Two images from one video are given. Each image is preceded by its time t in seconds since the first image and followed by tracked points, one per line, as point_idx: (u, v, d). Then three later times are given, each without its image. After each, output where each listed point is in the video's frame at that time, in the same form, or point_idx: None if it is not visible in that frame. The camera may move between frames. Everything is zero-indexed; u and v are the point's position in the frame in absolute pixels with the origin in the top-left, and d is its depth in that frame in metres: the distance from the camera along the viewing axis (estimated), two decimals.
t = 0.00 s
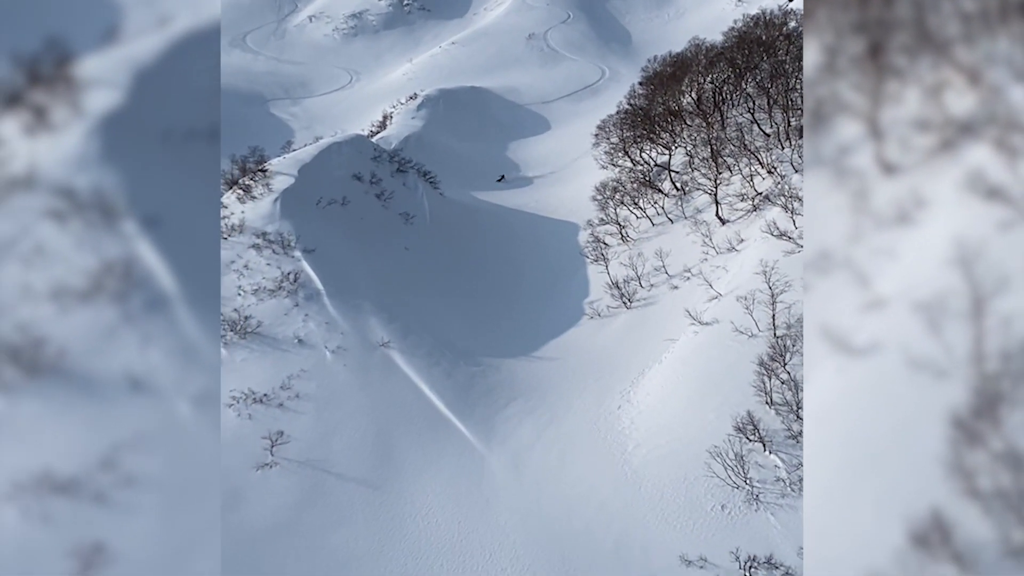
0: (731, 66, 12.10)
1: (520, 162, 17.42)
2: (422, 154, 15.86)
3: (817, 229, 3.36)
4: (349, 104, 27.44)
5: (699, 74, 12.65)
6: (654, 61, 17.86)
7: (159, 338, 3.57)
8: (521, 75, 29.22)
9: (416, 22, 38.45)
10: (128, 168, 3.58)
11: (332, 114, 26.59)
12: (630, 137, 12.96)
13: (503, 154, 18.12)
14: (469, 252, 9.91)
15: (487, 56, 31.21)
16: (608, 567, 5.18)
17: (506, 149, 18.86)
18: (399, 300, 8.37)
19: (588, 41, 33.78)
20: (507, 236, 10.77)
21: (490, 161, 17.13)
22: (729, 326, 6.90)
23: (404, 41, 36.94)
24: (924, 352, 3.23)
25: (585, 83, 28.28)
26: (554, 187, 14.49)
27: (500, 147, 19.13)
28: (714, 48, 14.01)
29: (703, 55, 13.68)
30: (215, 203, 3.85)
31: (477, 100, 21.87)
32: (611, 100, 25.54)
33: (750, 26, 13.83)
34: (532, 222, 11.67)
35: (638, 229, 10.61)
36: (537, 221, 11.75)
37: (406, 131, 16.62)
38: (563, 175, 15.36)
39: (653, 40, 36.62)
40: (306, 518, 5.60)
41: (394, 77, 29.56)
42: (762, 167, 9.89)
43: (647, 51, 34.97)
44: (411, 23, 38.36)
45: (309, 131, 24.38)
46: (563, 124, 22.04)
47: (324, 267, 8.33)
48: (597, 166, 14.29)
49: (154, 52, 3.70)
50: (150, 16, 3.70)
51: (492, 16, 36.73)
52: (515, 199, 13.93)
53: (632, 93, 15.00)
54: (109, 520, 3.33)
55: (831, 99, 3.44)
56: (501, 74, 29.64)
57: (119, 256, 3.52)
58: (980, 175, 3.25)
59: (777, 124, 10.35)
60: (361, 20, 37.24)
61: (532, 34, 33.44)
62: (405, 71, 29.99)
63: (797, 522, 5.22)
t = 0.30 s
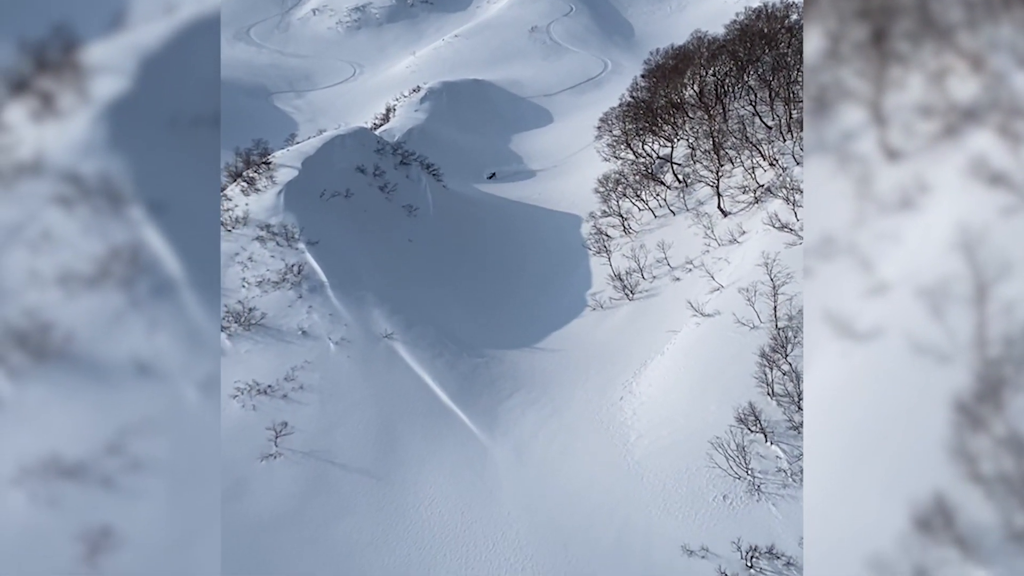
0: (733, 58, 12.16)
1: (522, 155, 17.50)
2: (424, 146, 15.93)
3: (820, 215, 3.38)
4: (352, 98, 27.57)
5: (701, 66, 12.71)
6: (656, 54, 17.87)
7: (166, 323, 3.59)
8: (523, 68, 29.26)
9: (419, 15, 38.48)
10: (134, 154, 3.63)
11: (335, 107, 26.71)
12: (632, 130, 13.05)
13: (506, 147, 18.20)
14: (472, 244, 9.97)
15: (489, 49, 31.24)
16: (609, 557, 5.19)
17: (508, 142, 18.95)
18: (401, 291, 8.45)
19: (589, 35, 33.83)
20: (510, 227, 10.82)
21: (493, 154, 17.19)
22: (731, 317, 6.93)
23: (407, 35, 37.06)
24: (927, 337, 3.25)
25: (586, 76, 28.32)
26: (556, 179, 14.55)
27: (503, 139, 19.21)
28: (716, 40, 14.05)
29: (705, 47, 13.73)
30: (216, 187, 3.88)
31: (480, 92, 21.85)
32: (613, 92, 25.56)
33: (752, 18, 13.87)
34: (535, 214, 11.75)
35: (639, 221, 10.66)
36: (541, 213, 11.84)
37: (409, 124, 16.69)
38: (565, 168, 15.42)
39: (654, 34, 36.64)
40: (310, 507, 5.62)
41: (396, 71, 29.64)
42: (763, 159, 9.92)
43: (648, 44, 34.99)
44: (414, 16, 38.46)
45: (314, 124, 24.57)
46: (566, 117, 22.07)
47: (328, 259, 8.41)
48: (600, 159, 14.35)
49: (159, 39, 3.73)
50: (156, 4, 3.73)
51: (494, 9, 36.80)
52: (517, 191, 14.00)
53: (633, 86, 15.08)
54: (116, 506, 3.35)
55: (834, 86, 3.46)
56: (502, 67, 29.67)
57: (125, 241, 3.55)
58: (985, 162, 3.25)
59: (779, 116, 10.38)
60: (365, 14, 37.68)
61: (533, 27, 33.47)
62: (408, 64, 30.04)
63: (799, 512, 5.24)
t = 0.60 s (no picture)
0: (732, 53, 12.24)
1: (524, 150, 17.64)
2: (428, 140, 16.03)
3: (819, 203, 3.46)
4: (354, 93, 27.73)
5: (701, 61, 12.81)
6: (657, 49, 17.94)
7: (173, 310, 3.72)
8: (524, 64, 29.37)
9: (422, 10, 38.58)
10: (143, 142, 3.75)
11: (337, 103, 26.88)
12: (632, 125, 13.18)
13: (508, 142, 18.34)
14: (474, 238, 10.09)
15: (490, 45, 31.30)
16: (609, 544, 5.26)
17: (510, 136, 19.09)
18: (404, 283, 8.54)
19: (591, 31, 33.94)
20: (510, 221, 10.98)
21: (495, 149, 17.28)
22: (729, 310, 7.00)
23: (410, 30, 37.20)
24: (923, 323, 3.30)
25: (587, 71, 28.42)
26: (556, 175, 14.68)
27: (505, 134, 19.35)
28: (716, 36, 14.16)
29: (705, 43, 13.82)
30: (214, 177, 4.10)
31: (481, 87, 21.89)
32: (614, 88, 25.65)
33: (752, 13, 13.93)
34: (536, 207, 11.92)
35: (640, 215, 10.77)
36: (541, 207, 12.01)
37: (411, 119, 16.80)
38: (566, 163, 15.55)
39: (655, 31, 36.75)
40: (316, 495, 5.71)
41: (399, 66, 29.79)
42: (762, 153, 10.01)
43: (649, 41, 35.09)
44: (417, 12, 38.60)
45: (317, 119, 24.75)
46: (568, 113, 22.16)
47: (332, 251, 8.50)
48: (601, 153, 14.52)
49: (164, 30, 3.93)
50: None
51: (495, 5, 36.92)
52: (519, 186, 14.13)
53: (633, 82, 15.20)
54: (123, 489, 3.39)
55: (833, 75, 3.53)
56: (504, 62, 29.77)
57: (133, 229, 3.64)
58: (980, 151, 3.32)
59: (777, 112, 10.46)
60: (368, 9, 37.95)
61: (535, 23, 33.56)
62: (411, 59, 30.16)
63: (795, 501, 5.29)
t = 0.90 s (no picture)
0: (731, 48, 12.28)
1: (525, 143, 17.82)
2: (429, 135, 16.09)
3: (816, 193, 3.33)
4: (356, 88, 27.88)
5: (700, 56, 12.88)
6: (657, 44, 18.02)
7: (176, 298, 3.59)
8: (525, 58, 29.49)
9: (424, 5, 38.75)
10: (146, 130, 3.68)
11: (339, 97, 27.00)
12: (631, 120, 13.29)
13: (508, 136, 18.46)
14: (474, 233, 10.13)
15: (491, 40, 31.42)
16: (609, 535, 5.28)
17: (511, 130, 19.23)
18: (403, 277, 8.58)
19: (591, 26, 34.10)
20: (511, 215, 11.04)
21: (495, 144, 17.32)
22: (728, 303, 7.05)
23: (411, 26, 37.38)
24: (920, 312, 3.18)
25: (587, 66, 28.56)
26: (557, 170, 14.79)
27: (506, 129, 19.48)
28: (715, 31, 14.24)
29: (704, 37, 13.88)
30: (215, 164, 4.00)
31: (482, 82, 21.73)
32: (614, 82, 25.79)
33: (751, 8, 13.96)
34: (536, 201, 12.00)
35: (639, 209, 10.83)
36: (542, 200, 12.11)
37: (413, 113, 16.86)
38: (566, 158, 15.67)
39: (655, 26, 36.91)
40: (317, 487, 5.73)
41: (401, 61, 29.92)
42: (760, 148, 10.07)
43: (649, 36, 35.26)
44: (418, 8, 38.79)
45: (319, 113, 24.87)
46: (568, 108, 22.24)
47: (332, 245, 8.55)
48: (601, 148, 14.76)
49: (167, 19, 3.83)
50: None
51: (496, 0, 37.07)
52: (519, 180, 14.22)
53: (633, 77, 15.25)
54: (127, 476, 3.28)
55: (832, 65, 3.39)
56: (505, 57, 29.90)
57: (136, 216, 3.56)
58: (978, 141, 3.20)
59: (776, 107, 10.50)
60: (372, 6, 38.49)
61: (535, 18, 33.67)
62: (412, 55, 30.28)
63: (793, 493, 5.30)
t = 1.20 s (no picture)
0: (731, 42, 12.25)
1: (522, 136, 17.94)
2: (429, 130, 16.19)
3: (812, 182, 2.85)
4: (356, 81, 27.97)
5: (699, 50, 12.88)
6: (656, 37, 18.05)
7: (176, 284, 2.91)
8: (524, 52, 29.59)
9: None
10: (148, 114, 2.94)
11: (339, 90, 27.15)
12: (631, 113, 13.36)
13: (507, 129, 18.56)
14: (474, 228, 10.15)
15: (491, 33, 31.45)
16: (609, 528, 5.28)
17: (509, 123, 19.34)
18: (403, 271, 8.60)
19: (589, 20, 34.26)
20: (510, 210, 11.06)
21: (494, 137, 17.43)
22: (727, 298, 7.08)
23: (411, 19, 37.56)
24: (920, 303, 2.75)
25: (585, 58, 28.71)
26: (555, 164, 14.84)
27: (504, 121, 19.59)
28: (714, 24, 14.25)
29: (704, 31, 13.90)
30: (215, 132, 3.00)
31: (481, 75, 21.98)
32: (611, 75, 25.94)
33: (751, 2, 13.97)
34: (535, 195, 12.02)
35: (638, 203, 10.88)
36: (542, 194, 12.19)
37: (412, 106, 16.93)
38: (563, 152, 15.75)
39: (654, 19, 37.05)
40: (317, 481, 5.72)
41: (401, 54, 30.05)
42: (760, 142, 10.06)
43: (647, 29, 35.42)
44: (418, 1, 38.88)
45: (320, 107, 24.97)
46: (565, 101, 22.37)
47: (332, 238, 8.57)
48: (598, 142, 14.90)
49: None
50: None
51: None
52: (517, 173, 14.30)
53: (632, 70, 15.29)
54: (127, 470, 2.73)
55: (830, 55, 2.87)
56: (504, 50, 30.01)
57: (133, 204, 2.90)
58: (977, 130, 2.77)
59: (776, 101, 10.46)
60: None
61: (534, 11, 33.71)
62: (412, 48, 30.39)
63: (790, 487, 5.30)
